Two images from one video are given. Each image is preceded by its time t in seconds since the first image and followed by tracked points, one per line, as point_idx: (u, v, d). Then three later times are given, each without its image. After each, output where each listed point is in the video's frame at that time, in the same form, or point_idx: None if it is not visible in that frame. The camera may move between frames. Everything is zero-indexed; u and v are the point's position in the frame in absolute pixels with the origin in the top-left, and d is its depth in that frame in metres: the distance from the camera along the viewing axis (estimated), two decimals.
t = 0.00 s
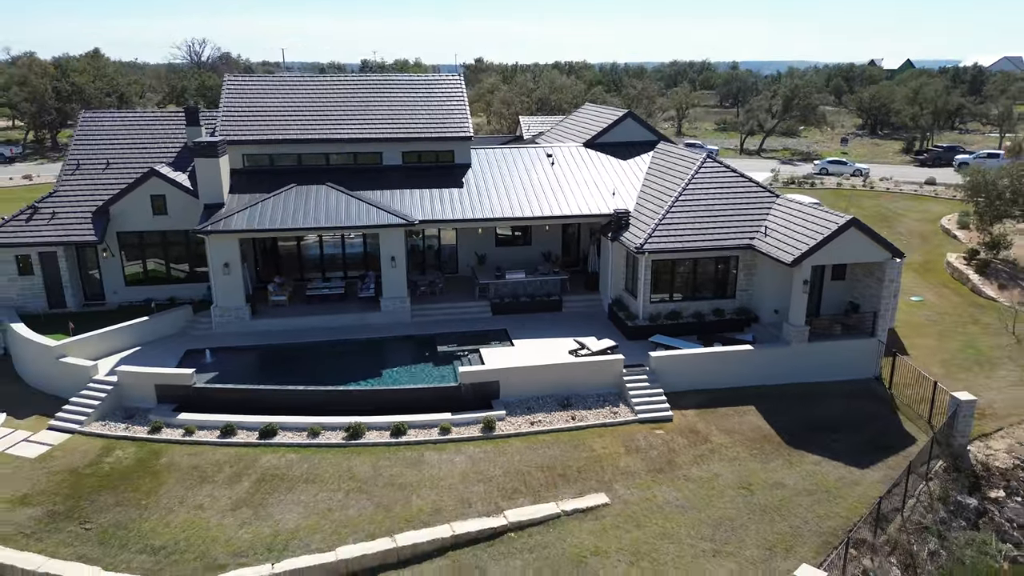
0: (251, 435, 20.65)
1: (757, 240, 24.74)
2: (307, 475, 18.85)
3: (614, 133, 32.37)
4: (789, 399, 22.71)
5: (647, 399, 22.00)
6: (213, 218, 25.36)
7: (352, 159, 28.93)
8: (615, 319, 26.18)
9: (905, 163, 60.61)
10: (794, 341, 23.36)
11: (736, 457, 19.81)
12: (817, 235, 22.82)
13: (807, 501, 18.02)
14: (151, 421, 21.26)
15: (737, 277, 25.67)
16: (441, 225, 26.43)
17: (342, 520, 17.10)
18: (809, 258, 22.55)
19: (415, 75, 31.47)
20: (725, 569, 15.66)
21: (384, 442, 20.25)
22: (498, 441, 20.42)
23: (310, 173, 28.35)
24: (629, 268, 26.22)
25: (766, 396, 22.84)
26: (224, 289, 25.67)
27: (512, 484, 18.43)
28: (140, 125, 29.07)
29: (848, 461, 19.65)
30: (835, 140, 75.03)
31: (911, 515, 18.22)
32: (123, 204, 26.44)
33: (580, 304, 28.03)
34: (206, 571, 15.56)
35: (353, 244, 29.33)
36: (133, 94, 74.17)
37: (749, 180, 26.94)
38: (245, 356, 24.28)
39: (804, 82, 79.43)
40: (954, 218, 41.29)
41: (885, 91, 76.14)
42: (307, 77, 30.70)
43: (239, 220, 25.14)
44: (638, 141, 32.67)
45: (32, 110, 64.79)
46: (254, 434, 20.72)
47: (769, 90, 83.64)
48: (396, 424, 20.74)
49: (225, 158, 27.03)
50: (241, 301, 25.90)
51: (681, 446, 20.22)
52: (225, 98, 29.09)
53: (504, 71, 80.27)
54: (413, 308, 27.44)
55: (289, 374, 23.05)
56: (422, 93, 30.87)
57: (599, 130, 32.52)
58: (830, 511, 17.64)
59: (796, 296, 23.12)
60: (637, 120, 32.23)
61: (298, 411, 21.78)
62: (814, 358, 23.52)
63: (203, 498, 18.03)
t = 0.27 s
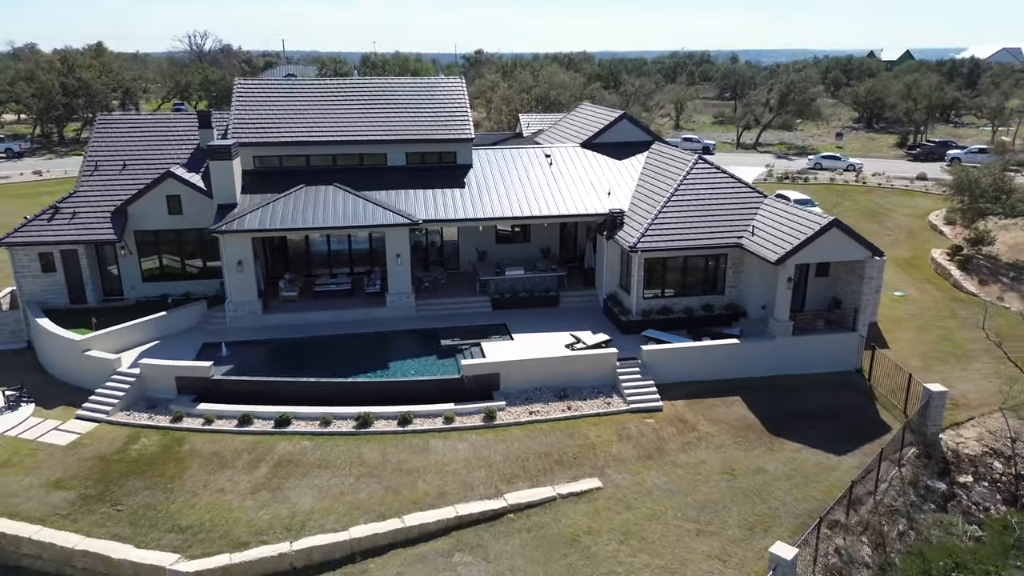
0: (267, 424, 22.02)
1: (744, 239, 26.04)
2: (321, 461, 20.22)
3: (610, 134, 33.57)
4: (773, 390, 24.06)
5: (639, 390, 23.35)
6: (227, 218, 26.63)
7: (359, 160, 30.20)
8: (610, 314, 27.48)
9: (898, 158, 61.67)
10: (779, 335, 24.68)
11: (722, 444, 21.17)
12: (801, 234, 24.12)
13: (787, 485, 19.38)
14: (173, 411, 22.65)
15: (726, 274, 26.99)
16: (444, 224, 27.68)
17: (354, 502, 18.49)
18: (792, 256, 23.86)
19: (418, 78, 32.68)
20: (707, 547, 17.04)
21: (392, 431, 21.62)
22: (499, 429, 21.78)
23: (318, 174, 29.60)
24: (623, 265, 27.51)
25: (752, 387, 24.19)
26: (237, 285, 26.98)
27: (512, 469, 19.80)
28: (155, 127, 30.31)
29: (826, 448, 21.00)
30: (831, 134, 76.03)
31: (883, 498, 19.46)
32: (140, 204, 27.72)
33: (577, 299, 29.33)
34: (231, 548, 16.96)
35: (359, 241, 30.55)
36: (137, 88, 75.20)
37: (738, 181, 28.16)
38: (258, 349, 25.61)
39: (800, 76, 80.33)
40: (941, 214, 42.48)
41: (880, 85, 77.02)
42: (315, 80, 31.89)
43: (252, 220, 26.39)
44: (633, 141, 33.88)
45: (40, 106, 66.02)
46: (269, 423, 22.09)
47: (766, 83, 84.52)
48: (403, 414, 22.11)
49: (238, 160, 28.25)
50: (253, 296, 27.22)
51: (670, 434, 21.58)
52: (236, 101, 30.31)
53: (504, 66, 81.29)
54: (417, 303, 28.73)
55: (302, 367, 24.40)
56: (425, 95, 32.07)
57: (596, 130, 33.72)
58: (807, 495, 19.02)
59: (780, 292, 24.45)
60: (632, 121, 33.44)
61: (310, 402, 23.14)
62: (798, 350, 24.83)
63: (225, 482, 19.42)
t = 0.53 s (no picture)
0: (281, 413, 23.41)
1: (733, 237, 27.37)
2: (333, 448, 21.63)
3: (606, 134, 34.83)
4: (759, 381, 25.44)
5: (631, 382, 24.74)
6: (240, 217, 27.91)
7: (364, 160, 31.48)
8: (605, 309, 28.81)
9: (891, 153, 62.80)
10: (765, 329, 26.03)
11: (708, 432, 22.57)
12: (785, 234, 25.45)
13: (768, 470, 20.79)
14: (192, 400, 24.04)
15: (715, 270, 28.32)
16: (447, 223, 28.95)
17: (365, 485, 19.91)
18: (777, 255, 25.20)
19: (420, 80, 33.92)
20: (691, 526, 18.46)
21: (399, 419, 23.02)
22: (499, 418, 23.16)
23: (326, 174, 30.87)
24: (618, 262, 28.83)
25: (739, 378, 25.57)
26: (249, 281, 28.30)
27: (512, 455, 21.21)
28: (169, 129, 31.59)
29: (806, 436, 22.40)
30: (825, 128, 77.16)
31: (858, 482, 20.84)
32: (156, 203, 29.00)
33: (574, 294, 30.64)
34: (252, 527, 18.39)
35: (364, 237, 31.82)
36: (143, 83, 76.19)
37: (728, 181, 29.41)
38: (271, 342, 26.95)
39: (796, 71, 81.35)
40: (928, 210, 43.72)
41: (874, 80, 78.06)
42: (321, 82, 33.11)
43: (264, 219, 27.66)
44: (628, 141, 35.16)
45: (47, 101, 67.23)
46: (284, 412, 23.49)
47: (763, 78, 85.54)
48: (409, 404, 23.51)
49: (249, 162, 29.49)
50: (265, 292, 28.55)
51: (660, 422, 22.98)
52: (247, 103, 31.55)
53: (503, 62, 82.38)
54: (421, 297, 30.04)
55: (313, 359, 25.78)
56: (427, 96, 33.30)
57: (592, 131, 34.99)
58: (786, 478, 20.45)
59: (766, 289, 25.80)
60: (628, 122, 34.70)
61: (321, 392, 24.52)
62: (783, 343, 26.19)
63: (244, 467, 20.82)
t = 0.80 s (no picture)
0: (294, 402, 24.80)
1: (722, 234, 28.65)
2: (344, 434, 23.02)
3: (603, 133, 36.09)
4: (746, 372, 26.81)
5: (625, 372, 26.12)
6: (252, 215, 29.19)
7: (370, 159, 32.75)
8: (601, 303, 30.12)
9: (884, 148, 63.92)
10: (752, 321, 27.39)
11: (697, 420, 23.96)
12: (772, 232, 26.78)
13: (751, 455, 22.18)
14: (209, 390, 25.47)
15: (706, 266, 29.66)
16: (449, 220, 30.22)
17: (375, 469, 21.31)
18: (764, 252, 26.53)
19: (424, 81, 35.17)
20: (678, 507, 19.88)
21: (405, 408, 24.41)
22: (500, 407, 24.53)
23: (333, 173, 32.13)
24: (613, 258, 30.14)
25: (727, 369, 26.93)
26: (261, 276, 29.60)
27: (511, 441, 22.60)
28: (182, 130, 32.81)
29: (788, 423, 23.79)
30: (820, 122, 78.19)
31: (836, 466, 22.20)
32: (171, 201, 30.27)
33: (571, 288, 31.95)
34: (270, 507, 19.81)
35: (370, 233, 33.06)
36: (148, 77, 77.06)
37: (720, 180, 30.66)
38: (282, 335, 28.29)
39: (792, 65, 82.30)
40: (917, 205, 44.93)
41: (869, 74, 79.01)
42: (328, 84, 34.36)
43: (275, 217, 28.96)
44: (624, 140, 36.42)
45: (54, 95, 68.31)
46: (296, 401, 24.88)
47: (759, 72, 86.50)
48: (415, 393, 24.89)
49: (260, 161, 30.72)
50: (275, 287, 29.85)
51: (652, 410, 24.36)
52: (257, 104, 32.80)
53: (503, 56, 83.31)
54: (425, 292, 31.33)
55: (322, 350, 27.14)
56: (431, 97, 34.54)
57: (590, 130, 36.24)
58: (769, 462, 21.85)
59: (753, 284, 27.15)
60: (623, 121, 35.93)
61: (331, 381, 25.88)
62: (769, 336, 27.54)
63: (261, 452, 22.22)
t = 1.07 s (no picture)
0: (306, 390, 26.22)
1: (713, 230, 29.96)
2: (353, 421, 24.43)
3: (600, 131, 37.41)
4: (734, 362, 28.20)
5: (620, 362, 27.52)
6: (263, 211, 30.47)
7: (375, 158, 34.00)
8: (597, 296, 31.46)
9: (877, 141, 65.02)
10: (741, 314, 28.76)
11: (687, 407, 25.36)
12: (760, 228, 28.09)
13: (737, 440, 23.60)
14: (225, 379, 26.89)
15: (698, 260, 31.00)
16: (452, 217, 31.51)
17: (383, 454, 22.73)
18: (751, 248, 27.85)
19: (427, 82, 36.37)
20: (667, 488, 21.31)
21: (411, 396, 25.83)
22: (500, 395, 25.93)
23: (340, 171, 33.41)
24: (609, 253, 31.45)
25: (716, 359, 28.31)
26: (272, 271, 30.94)
27: (511, 427, 24.01)
28: (193, 129, 34.05)
29: (773, 411, 25.19)
30: (817, 115, 79.20)
31: (817, 451, 23.58)
32: (185, 198, 31.55)
33: (569, 281, 33.28)
34: (286, 489, 21.23)
35: (375, 229, 34.33)
36: (153, 71, 78.05)
37: (711, 178, 31.90)
38: (293, 326, 29.67)
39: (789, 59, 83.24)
40: (906, 200, 46.15)
41: (865, 67, 79.94)
42: (334, 84, 35.57)
43: (285, 213, 30.24)
44: (621, 138, 37.75)
45: (61, 90, 69.33)
46: (308, 389, 26.29)
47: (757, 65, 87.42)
48: (420, 382, 26.32)
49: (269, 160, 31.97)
50: (285, 280, 31.20)
51: (644, 399, 25.76)
52: (267, 104, 34.03)
53: (504, 50, 84.24)
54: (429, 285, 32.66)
55: (331, 341, 28.52)
56: (433, 97, 35.75)
57: (588, 128, 37.53)
58: (753, 447, 23.26)
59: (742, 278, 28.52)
60: (620, 120, 37.23)
61: (340, 371, 27.27)
62: (757, 328, 28.89)
63: (276, 437, 23.64)
